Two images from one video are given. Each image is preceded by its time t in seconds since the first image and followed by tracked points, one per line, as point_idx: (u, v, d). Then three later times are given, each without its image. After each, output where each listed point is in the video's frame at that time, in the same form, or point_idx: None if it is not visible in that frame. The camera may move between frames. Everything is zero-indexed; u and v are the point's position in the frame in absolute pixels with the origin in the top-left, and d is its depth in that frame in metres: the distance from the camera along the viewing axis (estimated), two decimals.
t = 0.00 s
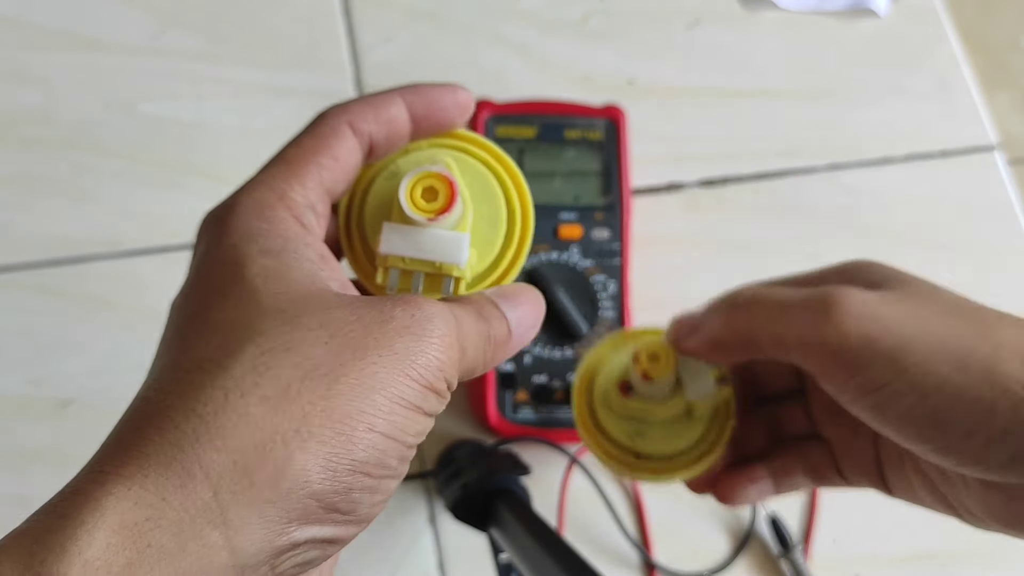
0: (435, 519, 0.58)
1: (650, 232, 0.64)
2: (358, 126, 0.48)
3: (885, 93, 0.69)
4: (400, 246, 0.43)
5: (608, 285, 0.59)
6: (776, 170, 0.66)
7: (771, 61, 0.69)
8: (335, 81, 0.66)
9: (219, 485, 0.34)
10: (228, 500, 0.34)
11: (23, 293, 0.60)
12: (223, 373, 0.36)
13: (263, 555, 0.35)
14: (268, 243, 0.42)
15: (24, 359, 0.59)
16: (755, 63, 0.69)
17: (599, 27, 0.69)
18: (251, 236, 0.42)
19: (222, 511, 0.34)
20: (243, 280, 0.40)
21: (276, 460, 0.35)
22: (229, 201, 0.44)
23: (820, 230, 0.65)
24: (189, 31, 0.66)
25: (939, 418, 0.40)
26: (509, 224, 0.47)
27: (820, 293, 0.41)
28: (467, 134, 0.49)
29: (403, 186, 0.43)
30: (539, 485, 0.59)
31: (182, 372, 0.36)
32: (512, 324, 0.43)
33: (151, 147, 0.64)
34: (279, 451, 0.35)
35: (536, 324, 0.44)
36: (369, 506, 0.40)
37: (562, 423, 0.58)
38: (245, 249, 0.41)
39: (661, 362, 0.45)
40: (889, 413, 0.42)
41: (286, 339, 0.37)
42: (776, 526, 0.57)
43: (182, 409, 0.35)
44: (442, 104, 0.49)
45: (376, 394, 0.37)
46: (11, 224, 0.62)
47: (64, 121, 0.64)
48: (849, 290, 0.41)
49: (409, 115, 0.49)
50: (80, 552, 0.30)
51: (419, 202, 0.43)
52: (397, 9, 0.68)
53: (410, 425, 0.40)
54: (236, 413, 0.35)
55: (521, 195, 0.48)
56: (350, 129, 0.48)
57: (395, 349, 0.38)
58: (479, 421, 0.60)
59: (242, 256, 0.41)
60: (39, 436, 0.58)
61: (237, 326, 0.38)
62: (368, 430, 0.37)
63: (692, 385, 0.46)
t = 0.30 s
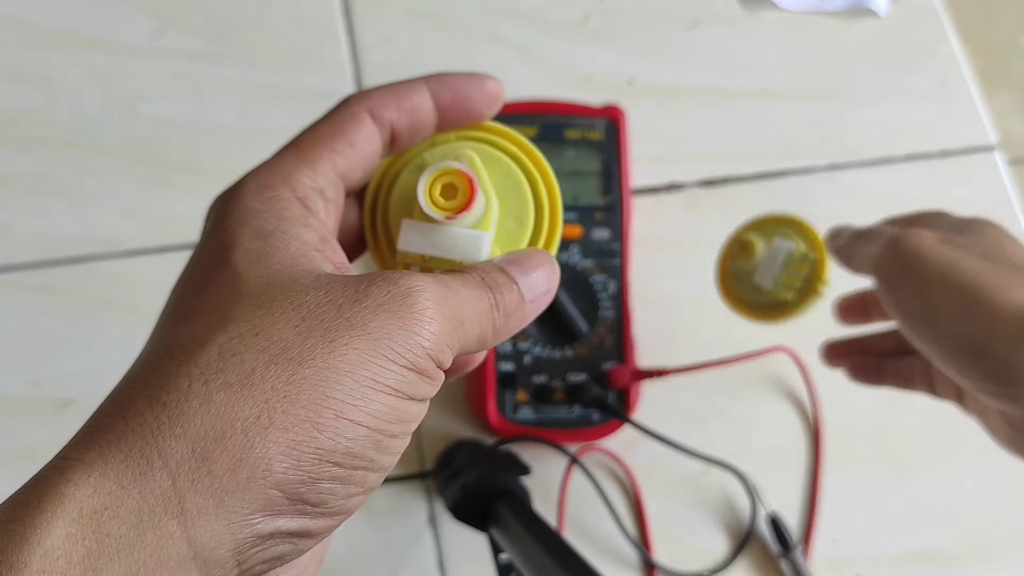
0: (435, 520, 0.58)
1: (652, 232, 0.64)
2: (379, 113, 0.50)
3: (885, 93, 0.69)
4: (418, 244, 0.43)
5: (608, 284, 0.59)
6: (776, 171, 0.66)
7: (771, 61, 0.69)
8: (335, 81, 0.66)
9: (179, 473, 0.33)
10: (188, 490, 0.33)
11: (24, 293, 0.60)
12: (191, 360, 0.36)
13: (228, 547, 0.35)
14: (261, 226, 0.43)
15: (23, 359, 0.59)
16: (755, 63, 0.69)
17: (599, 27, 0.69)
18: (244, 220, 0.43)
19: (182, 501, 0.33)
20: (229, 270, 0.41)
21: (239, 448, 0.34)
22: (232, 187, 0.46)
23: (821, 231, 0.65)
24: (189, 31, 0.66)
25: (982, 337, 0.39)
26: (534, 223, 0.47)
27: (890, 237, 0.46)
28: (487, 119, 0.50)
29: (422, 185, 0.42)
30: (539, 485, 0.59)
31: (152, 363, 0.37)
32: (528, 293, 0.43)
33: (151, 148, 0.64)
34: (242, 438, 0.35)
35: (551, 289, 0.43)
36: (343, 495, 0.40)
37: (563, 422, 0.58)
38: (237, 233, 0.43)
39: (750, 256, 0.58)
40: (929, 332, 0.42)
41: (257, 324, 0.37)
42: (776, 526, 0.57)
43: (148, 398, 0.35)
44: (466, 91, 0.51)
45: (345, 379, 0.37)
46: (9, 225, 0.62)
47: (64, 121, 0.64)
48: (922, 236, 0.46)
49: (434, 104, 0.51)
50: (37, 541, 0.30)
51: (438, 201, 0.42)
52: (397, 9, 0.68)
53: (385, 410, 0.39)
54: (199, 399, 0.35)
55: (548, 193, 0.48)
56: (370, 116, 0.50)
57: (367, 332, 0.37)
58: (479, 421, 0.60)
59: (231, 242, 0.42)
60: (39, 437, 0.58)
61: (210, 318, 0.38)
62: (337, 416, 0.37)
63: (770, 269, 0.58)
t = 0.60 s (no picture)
0: (435, 519, 0.58)
1: (651, 232, 0.64)
2: (375, 103, 0.51)
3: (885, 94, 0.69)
4: (419, 239, 0.44)
5: (608, 284, 0.59)
6: (776, 171, 0.66)
7: (770, 61, 0.69)
8: (335, 81, 0.66)
9: (152, 468, 0.34)
10: (162, 485, 0.34)
11: (23, 293, 0.60)
12: (165, 355, 0.36)
13: (207, 544, 0.35)
14: (248, 216, 0.43)
15: (23, 359, 0.59)
16: (755, 63, 0.69)
17: (599, 27, 0.69)
18: (230, 208, 0.43)
19: (156, 497, 0.34)
20: (210, 259, 0.41)
21: (212, 441, 0.35)
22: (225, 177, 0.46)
23: (822, 231, 0.65)
24: (188, 31, 0.66)
25: (1010, 340, 0.39)
26: (537, 214, 0.47)
27: (908, 244, 0.45)
28: (488, 107, 0.51)
29: (419, 180, 0.43)
30: (539, 485, 0.59)
31: (131, 357, 0.37)
32: (534, 268, 0.42)
33: (151, 148, 0.64)
34: (215, 431, 0.35)
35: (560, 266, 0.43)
36: (326, 487, 0.40)
37: (563, 423, 0.58)
38: (223, 222, 0.43)
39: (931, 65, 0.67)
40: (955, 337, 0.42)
41: (232, 314, 0.37)
42: (776, 526, 0.57)
43: (123, 393, 0.35)
44: (465, 80, 0.51)
45: (321, 367, 0.36)
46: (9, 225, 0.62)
47: (64, 120, 0.64)
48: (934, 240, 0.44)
49: (432, 92, 0.51)
50: (11, 540, 0.31)
51: (436, 195, 0.43)
52: (397, 10, 0.68)
53: (367, 399, 0.38)
54: (173, 394, 0.35)
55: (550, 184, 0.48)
56: (367, 106, 0.51)
57: (344, 318, 0.37)
58: (479, 421, 0.60)
59: (216, 233, 0.42)
60: (39, 436, 0.58)
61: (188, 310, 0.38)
62: (314, 407, 0.36)
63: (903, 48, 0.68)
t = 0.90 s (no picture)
0: (435, 519, 0.58)
1: (652, 232, 0.64)
2: (369, 106, 0.51)
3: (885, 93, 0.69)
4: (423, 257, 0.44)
5: (608, 284, 0.59)
6: (776, 171, 0.66)
7: (770, 60, 0.69)
8: (334, 81, 0.66)
9: (160, 469, 0.34)
10: (170, 486, 0.34)
11: (23, 293, 0.60)
12: (169, 357, 0.36)
13: (215, 546, 0.35)
14: (245, 215, 0.43)
15: (23, 359, 0.59)
16: (755, 62, 0.69)
17: (599, 27, 0.69)
18: (226, 212, 0.43)
19: (164, 498, 0.33)
20: (211, 263, 0.41)
21: (220, 440, 0.35)
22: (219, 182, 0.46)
23: (822, 232, 0.65)
24: (189, 31, 0.66)
25: None
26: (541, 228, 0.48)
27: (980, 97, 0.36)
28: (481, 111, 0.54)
29: (424, 201, 0.43)
30: (539, 485, 0.59)
31: (134, 361, 0.37)
32: (528, 273, 0.43)
33: (151, 148, 0.64)
34: (223, 430, 0.35)
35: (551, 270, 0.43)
36: (332, 488, 0.40)
37: (564, 423, 0.58)
38: (220, 226, 0.43)
39: None
40: None
41: (236, 315, 0.37)
42: (776, 526, 0.57)
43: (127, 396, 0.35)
44: (457, 82, 0.53)
45: (328, 365, 0.37)
46: (9, 225, 0.62)
47: (64, 121, 0.64)
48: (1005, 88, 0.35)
49: (425, 94, 0.53)
50: (17, 545, 0.30)
51: (442, 215, 0.43)
52: (396, 10, 0.68)
53: (372, 399, 0.39)
54: (179, 394, 0.35)
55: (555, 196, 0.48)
56: (361, 109, 0.51)
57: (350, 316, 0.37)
58: (479, 421, 0.60)
59: (213, 236, 0.42)
60: (40, 437, 0.58)
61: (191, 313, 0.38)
62: (322, 405, 0.37)
63: None
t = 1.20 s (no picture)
0: (434, 519, 0.58)
1: (652, 232, 0.64)
2: (360, 138, 0.51)
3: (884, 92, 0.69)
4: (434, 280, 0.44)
5: (608, 284, 0.59)
6: (776, 171, 0.66)
7: (771, 60, 0.69)
8: (335, 81, 0.66)
9: (160, 474, 0.34)
10: (169, 491, 0.34)
11: (23, 292, 0.60)
12: (172, 361, 0.36)
13: (213, 549, 0.36)
14: (248, 223, 0.44)
15: (23, 359, 0.59)
16: (755, 62, 0.69)
17: (599, 27, 0.69)
18: (230, 221, 0.44)
19: (163, 503, 0.34)
20: (216, 270, 0.41)
21: (220, 448, 0.35)
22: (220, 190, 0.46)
23: (822, 232, 0.65)
24: (189, 31, 0.66)
25: None
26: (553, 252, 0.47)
27: None
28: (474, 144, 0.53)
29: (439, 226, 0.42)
30: (539, 485, 0.59)
31: (138, 363, 0.37)
32: (533, 303, 0.42)
33: (151, 147, 0.64)
34: (223, 437, 0.35)
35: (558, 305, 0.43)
36: (333, 496, 0.40)
37: (565, 423, 0.58)
38: (223, 234, 0.43)
39: None
40: None
41: (240, 322, 0.37)
42: (776, 526, 0.57)
43: (130, 399, 0.36)
44: (445, 124, 0.53)
45: (330, 378, 0.36)
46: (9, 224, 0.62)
47: (64, 120, 0.64)
48: None
49: (413, 135, 0.53)
50: (17, 545, 0.31)
51: (456, 239, 0.42)
52: (396, 10, 0.68)
53: (375, 410, 0.38)
54: (181, 400, 0.35)
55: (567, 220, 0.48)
56: (352, 140, 0.51)
57: (352, 329, 0.37)
58: (479, 422, 0.60)
59: (217, 244, 0.42)
60: (40, 436, 0.58)
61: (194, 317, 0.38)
62: (323, 416, 0.36)
63: None
